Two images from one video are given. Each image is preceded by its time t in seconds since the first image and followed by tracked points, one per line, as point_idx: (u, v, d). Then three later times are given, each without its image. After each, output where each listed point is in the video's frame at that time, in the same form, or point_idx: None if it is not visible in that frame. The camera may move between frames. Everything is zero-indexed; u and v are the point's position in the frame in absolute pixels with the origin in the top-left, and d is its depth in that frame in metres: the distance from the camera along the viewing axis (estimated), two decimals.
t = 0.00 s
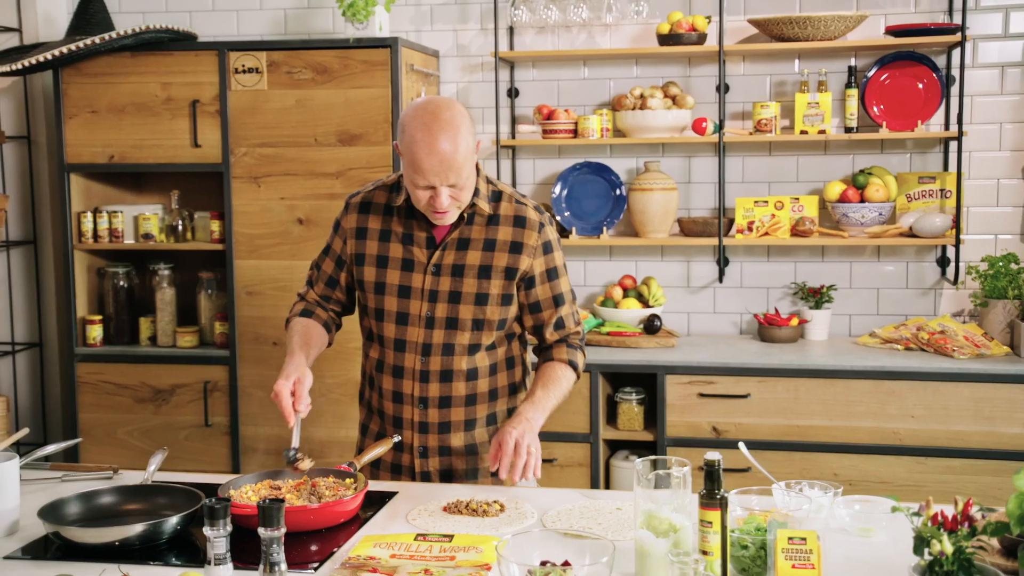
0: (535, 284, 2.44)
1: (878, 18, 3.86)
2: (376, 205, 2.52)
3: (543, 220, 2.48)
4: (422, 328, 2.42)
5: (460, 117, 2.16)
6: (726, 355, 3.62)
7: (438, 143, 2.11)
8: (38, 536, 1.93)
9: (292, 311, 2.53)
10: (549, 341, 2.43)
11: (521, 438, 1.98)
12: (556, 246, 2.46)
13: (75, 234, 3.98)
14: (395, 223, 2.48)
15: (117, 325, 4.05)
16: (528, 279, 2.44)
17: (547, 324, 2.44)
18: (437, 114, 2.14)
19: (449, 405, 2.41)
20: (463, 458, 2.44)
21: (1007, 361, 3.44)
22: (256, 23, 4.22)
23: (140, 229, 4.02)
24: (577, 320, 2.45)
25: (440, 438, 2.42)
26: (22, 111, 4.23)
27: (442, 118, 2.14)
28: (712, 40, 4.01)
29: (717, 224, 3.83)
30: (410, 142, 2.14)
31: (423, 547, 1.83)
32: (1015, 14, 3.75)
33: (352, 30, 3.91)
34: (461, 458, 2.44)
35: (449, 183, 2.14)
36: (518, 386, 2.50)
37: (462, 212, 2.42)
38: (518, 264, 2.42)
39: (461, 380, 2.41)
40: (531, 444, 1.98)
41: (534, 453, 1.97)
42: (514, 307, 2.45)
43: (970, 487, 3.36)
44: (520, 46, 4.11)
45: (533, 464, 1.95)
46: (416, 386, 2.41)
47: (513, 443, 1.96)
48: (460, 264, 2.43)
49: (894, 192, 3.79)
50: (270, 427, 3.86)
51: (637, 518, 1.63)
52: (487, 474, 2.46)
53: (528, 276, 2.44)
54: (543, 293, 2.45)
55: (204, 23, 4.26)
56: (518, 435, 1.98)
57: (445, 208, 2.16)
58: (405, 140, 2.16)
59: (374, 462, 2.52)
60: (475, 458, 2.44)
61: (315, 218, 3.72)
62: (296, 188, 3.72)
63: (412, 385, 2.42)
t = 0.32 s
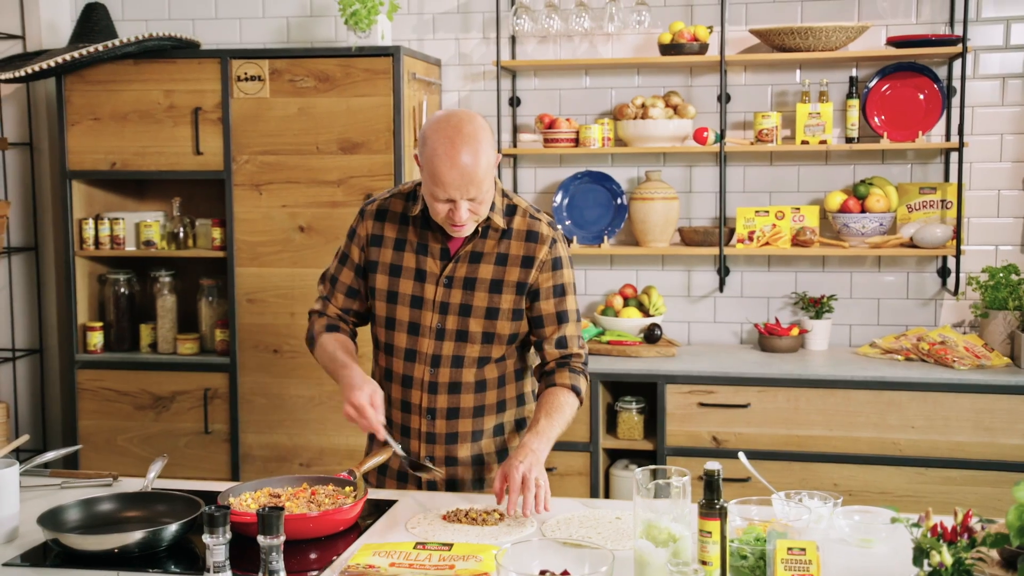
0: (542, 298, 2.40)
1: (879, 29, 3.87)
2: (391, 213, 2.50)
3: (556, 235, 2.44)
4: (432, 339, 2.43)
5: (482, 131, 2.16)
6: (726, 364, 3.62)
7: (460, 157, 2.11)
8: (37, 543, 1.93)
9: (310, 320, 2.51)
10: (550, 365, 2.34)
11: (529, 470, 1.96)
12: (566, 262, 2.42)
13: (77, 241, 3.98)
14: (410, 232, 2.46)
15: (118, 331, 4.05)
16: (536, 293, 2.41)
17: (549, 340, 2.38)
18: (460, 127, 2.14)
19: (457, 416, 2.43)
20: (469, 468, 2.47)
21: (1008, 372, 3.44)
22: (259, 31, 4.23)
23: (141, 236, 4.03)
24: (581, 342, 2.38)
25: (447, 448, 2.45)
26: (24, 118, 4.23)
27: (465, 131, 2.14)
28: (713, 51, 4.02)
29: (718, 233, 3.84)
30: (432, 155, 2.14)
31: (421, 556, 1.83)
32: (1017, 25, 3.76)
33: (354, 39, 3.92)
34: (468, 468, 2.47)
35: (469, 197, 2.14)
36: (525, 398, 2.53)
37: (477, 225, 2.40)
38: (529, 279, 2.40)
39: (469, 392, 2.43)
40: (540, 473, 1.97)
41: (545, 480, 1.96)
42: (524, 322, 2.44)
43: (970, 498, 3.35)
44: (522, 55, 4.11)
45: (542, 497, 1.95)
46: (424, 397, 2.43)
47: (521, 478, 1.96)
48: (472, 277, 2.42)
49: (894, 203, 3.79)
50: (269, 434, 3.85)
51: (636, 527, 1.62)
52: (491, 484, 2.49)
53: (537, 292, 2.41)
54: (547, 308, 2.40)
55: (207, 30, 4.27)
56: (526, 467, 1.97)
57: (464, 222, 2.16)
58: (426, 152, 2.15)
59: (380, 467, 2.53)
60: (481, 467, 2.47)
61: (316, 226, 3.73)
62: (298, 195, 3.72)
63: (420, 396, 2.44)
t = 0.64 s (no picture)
0: (549, 301, 2.41)
1: (875, 33, 3.88)
2: (399, 221, 2.48)
3: (562, 238, 2.45)
4: (443, 346, 2.43)
5: (489, 137, 2.17)
6: (723, 368, 3.63)
7: (467, 164, 2.12)
8: (33, 547, 1.93)
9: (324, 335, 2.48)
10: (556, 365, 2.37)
11: (528, 473, 1.99)
12: (573, 264, 2.43)
13: (73, 245, 3.98)
14: (419, 239, 2.46)
15: (115, 335, 4.04)
16: (544, 296, 2.42)
17: (554, 343, 2.40)
18: (467, 134, 2.15)
19: (469, 422, 2.43)
20: (481, 473, 2.47)
21: (1004, 375, 3.45)
22: (256, 35, 4.24)
23: (138, 240, 4.03)
24: (585, 345, 2.41)
25: (459, 454, 2.45)
26: (20, 122, 4.23)
27: (472, 138, 2.14)
28: (709, 55, 4.03)
29: (714, 237, 3.84)
30: (439, 162, 2.14)
31: (418, 559, 1.83)
32: (1012, 30, 3.77)
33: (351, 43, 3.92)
34: (479, 474, 2.47)
35: (476, 205, 2.14)
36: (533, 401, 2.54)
37: (486, 231, 2.40)
38: (539, 283, 2.41)
39: (481, 398, 2.43)
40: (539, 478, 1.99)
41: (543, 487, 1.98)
42: (534, 325, 2.45)
43: (966, 501, 3.36)
44: (519, 60, 4.12)
45: (540, 501, 1.96)
46: (437, 404, 2.43)
47: (520, 480, 1.98)
48: (482, 283, 2.42)
49: (890, 207, 3.80)
50: (266, 438, 3.85)
51: (633, 530, 1.63)
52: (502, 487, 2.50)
53: (545, 295, 2.42)
54: (554, 310, 2.41)
55: (204, 35, 4.28)
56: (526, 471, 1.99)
57: (472, 230, 2.17)
58: (433, 159, 2.16)
59: (389, 473, 2.52)
60: (492, 472, 2.48)
61: (313, 230, 3.73)
62: (295, 199, 3.73)
63: (432, 403, 2.44)
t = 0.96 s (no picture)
0: (564, 300, 2.41)
1: (873, 33, 3.88)
2: (414, 219, 2.49)
3: (578, 237, 2.45)
4: (458, 345, 2.43)
5: (504, 136, 2.18)
6: (721, 367, 3.63)
7: (482, 161, 2.12)
8: (33, 546, 1.93)
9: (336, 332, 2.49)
10: (571, 362, 2.37)
11: (539, 473, 1.98)
12: (588, 264, 2.42)
13: (72, 244, 3.98)
14: (434, 238, 2.46)
15: (114, 334, 4.05)
16: (559, 295, 2.42)
17: (570, 342, 2.40)
18: (482, 132, 2.15)
19: (483, 422, 2.43)
20: (494, 473, 2.46)
21: (1002, 374, 3.46)
22: (255, 34, 4.24)
23: (137, 239, 4.03)
24: (601, 344, 2.40)
25: (473, 453, 2.44)
26: (19, 120, 4.23)
27: (486, 136, 2.15)
28: (708, 54, 4.03)
29: (713, 236, 3.85)
30: (453, 159, 2.14)
31: (417, 558, 1.84)
32: (1010, 29, 3.78)
33: (350, 42, 3.92)
34: (493, 474, 2.46)
35: (489, 202, 2.15)
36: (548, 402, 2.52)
37: (500, 229, 2.40)
38: (553, 282, 2.41)
39: (496, 397, 2.42)
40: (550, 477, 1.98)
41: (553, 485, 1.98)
42: (548, 324, 2.44)
43: (965, 500, 3.36)
44: (518, 59, 4.12)
45: (549, 499, 1.96)
46: (451, 403, 2.42)
47: (530, 479, 1.97)
48: (497, 281, 2.42)
49: (889, 206, 3.80)
50: (265, 437, 3.85)
51: (632, 529, 1.63)
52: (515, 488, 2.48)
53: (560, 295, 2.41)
54: (569, 310, 2.40)
55: (203, 33, 4.28)
56: (537, 471, 1.98)
57: (484, 228, 2.17)
58: (447, 156, 2.16)
59: (401, 472, 2.51)
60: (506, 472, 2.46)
61: (312, 229, 3.73)
62: (294, 198, 3.73)
63: (447, 401, 2.43)
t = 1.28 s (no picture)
0: (571, 298, 2.41)
1: (864, 31, 3.89)
2: (419, 219, 2.49)
3: (584, 235, 2.45)
4: (462, 342, 2.42)
5: (495, 131, 2.17)
6: (712, 364, 3.64)
7: (467, 154, 2.12)
8: (22, 542, 1.93)
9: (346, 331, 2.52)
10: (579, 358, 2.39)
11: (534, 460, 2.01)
12: (595, 261, 2.42)
13: (63, 240, 3.97)
14: (438, 236, 2.46)
15: (104, 331, 4.04)
16: (566, 293, 2.41)
17: (578, 340, 2.40)
18: (472, 126, 2.15)
19: (488, 420, 2.41)
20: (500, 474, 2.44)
21: (991, 371, 3.47)
22: (246, 30, 4.23)
23: (127, 235, 4.01)
24: (610, 341, 2.41)
25: (478, 452, 2.43)
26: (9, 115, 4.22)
27: (476, 130, 2.15)
28: (700, 51, 4.03)
29: (704, 234, 3.86)
30: (442, 152, 2.16)
31: (408, 554, 1.84)
32: (1001, 28, 3.79)
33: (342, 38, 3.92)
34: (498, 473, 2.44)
35: (473, 196, 2.15)
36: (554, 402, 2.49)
37: (504, 227, 2.40)
38: (558, 279, 2.40)
39: (501, 396, 2.41)
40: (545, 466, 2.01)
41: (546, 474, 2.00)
42: (554, 322, 2.43)
43: (954, 496, 3.38)
44: (509, 56, 4.12)
45: (541, 488, 1.99)
46: (456, 400, 2.41)
47: (525, 465, 2.00)
48: (501, 279, 2.41)
49: (879, 203, 3.82)
50: (255, 434, 3.85)
51: (622, 525, 1.63)
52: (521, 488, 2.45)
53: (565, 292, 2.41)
54: (577, 308, 2.41)
55: (194, 29, 4.26)
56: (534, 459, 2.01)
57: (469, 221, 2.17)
58: (438, 148, 2.18)
59: (405, 471, 2.49)
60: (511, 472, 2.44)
61: (303, 225, 3.73)
62: (285, 194, 3.72)
63: (452, 399, 2.42)
